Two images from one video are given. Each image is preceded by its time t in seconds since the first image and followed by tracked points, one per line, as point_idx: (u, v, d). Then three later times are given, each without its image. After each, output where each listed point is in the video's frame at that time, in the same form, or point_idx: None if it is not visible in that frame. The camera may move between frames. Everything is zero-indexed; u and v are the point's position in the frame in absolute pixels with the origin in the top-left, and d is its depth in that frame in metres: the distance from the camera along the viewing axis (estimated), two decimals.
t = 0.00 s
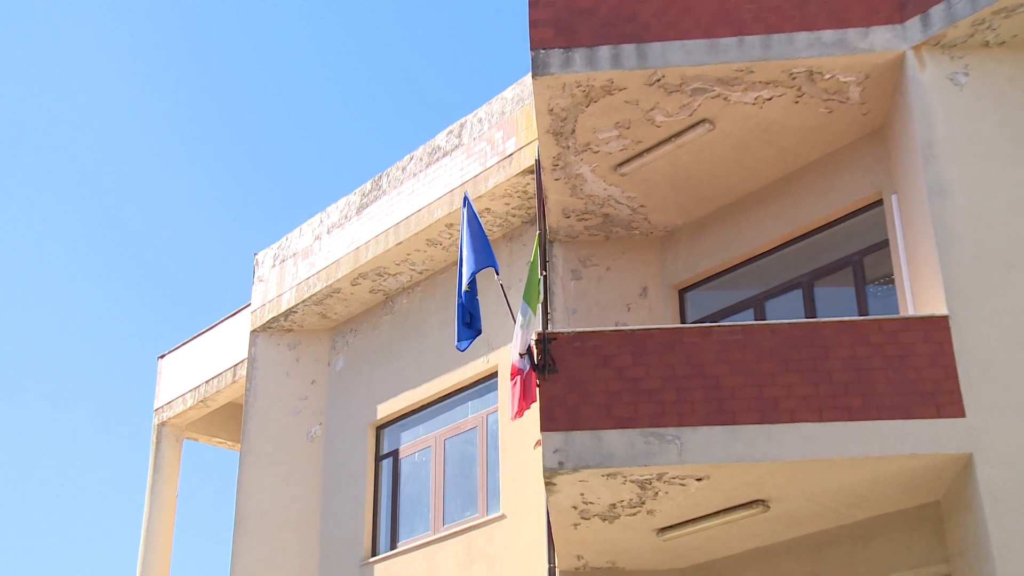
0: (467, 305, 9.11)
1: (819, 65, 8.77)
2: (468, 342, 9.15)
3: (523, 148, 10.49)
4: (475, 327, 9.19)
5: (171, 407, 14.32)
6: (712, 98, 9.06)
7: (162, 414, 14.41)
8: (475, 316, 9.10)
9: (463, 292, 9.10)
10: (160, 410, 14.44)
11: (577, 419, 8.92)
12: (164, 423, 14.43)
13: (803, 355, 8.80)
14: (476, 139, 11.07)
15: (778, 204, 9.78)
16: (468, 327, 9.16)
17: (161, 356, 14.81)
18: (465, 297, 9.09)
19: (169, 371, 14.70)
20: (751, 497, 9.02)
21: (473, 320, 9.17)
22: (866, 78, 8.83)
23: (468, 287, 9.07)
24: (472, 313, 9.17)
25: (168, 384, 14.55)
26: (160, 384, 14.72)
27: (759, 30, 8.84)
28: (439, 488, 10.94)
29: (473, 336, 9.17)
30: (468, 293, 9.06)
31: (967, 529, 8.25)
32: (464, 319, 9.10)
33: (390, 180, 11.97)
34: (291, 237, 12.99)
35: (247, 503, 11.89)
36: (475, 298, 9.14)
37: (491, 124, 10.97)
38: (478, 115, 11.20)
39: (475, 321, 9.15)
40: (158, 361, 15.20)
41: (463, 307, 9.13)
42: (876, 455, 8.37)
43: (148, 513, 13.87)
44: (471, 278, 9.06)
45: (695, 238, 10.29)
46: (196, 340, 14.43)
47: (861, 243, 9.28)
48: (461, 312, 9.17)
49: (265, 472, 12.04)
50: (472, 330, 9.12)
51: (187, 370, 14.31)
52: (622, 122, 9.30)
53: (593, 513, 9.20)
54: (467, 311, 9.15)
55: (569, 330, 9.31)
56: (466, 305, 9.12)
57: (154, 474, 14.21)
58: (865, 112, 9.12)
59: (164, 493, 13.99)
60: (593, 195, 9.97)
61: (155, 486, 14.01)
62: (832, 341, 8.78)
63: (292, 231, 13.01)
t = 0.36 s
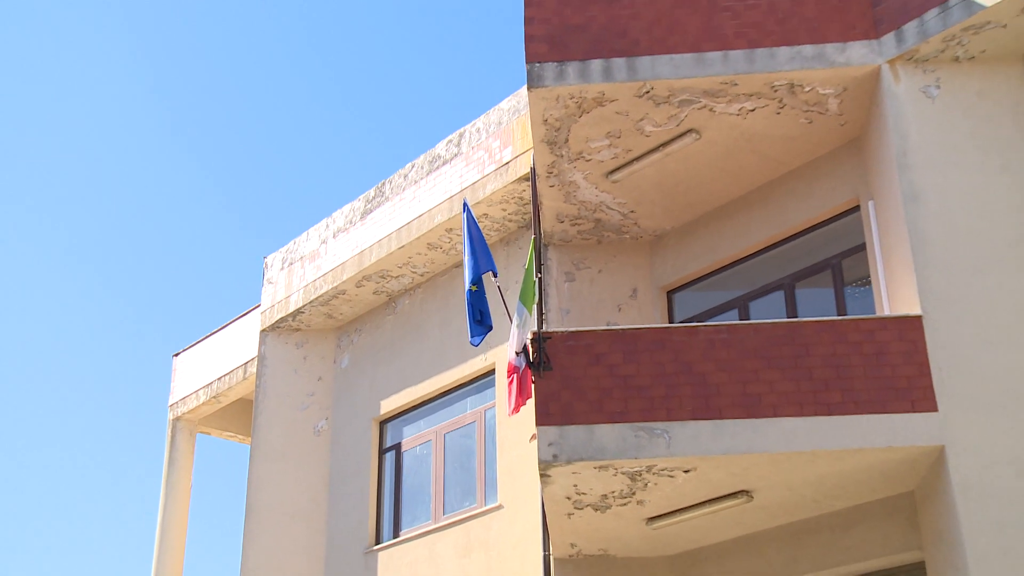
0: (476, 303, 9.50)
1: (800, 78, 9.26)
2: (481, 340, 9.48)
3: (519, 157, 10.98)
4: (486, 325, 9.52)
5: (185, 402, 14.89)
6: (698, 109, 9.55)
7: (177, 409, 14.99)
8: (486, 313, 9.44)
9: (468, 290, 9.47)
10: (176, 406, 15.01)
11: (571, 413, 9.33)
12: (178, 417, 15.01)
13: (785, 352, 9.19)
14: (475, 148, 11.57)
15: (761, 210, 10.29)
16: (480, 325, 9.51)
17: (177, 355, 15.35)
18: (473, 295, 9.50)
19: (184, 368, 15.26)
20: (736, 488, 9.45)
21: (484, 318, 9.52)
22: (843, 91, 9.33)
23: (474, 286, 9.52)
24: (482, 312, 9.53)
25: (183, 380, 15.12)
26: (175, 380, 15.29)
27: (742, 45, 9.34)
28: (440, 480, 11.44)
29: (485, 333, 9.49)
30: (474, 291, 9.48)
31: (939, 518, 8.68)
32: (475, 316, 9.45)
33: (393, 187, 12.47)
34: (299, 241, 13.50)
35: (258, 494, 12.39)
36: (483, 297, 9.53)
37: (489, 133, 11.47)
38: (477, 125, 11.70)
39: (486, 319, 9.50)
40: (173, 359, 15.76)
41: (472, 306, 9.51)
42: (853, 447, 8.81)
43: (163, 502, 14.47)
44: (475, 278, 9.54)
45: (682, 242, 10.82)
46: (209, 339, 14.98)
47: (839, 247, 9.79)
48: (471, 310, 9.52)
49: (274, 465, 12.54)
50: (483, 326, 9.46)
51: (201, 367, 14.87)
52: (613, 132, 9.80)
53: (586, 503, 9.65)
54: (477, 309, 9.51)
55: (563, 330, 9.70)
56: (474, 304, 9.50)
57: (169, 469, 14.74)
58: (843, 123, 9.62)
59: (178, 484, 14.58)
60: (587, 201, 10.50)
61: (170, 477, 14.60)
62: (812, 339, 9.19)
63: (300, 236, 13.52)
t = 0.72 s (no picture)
0: (474, 305, 10.12)
1: (780, 91, 9.78)
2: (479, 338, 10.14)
3: (515, 165, 11.49)
4: (484, 325, 10.16)
5: (197, 399, 15.45)
6: (684, 120, 10.08)
7: (189, 405, 15.55)
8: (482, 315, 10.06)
9: (465, 292, 10.10)
10: (188, 402, 15.58)
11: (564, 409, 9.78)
12: (191, 413, 15.58)
13: (766, 351, 9.69)
14: (472, 156, 12.10)
15: (744, 216, 10.84)
16: (478, 324, 10.14)
17: (189, 353, 15.90)
18: (470, 297, 10.11)
19: (196, 366, 15.81)
20: (720, 479, 9.95)
21: (481, 318, 10.15)
22: (821, 103, 9.87)
23: (471, 288, 10.11)
24: (480, 312, 10.16)
25: (195, 378, 15.67)
26: (187, 377, 15.85)
27: (726, 60, 9.86)
28: (439, 472, 11.97)
29: (484, 332, 10.15)
30: (471, 294, 10.09)
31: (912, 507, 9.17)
32: (472, 317, 10.09)
33: (394, 194, 13.00)
34: (305, 245, 14.04)
35: (267, 486, 12.91)
36: (480, 298, 10.13)
37: (486, 143, 11.99)
38: (474, 135, 12.23)
39: (484, 319, 10.12)
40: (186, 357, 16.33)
41: (470, 307, 10.14)
42: (832, 441, 9.29)
43: (177, 494, 15.05)
44: (472, 280, 10.12)
45: (669, 246, 11.39)
46: (220, 338, 15.53)
47: (817, 250, 10.35)
48: (470, 311, 10.16)
49: (281, 458, 13.02)
50: (480, 327, 10.09)
51: (212, 365, 15.42)
52: (603, 142, 10.34)
53: (578, 494, 10.11)
54: (475, 310, 10.14)
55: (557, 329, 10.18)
56: (472, 305, 10.13)
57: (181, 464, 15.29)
58: (821, 133, 10.16)
59: (191, 476, 15.16)
60: (579, 208, 11.05)
61: (184, 470, 15.18)
62: (793, 339, 9.67)
63: (306, 240, 14.06)
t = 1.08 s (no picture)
0: (464, 308, 10.60)
1: (760, 103, 10.33)
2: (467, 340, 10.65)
3: (508, 173, 12.03)
4: (472, 327, 10.67)
5: (207, 395, 16.02)
6: (669, 131, 10.63)
7: (199, 402, 16.12)
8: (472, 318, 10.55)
9: (456, 296, 10.57)
10: (198, 398, 16.15)
11: (556, 405, 10.27)
12: (201, 409, 16.16)
13: (748, 349, 10.16)
14: (468, 165, 12.64)
15: (725, 221, 11.42)
16: (467, 327, 10.63)
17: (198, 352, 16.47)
18: (461, 301, 10.57)
19: (205, 365, 16.37)
20: (704, 472, 10.44)
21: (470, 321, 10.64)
22: (798, 115, 10.43)
23: (462, 292, 10.59)
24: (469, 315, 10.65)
25: (205, 375, 16.24)
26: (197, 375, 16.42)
27: (708, 74, 10.41)
28: (436, 465, 12.52)
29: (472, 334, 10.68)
30: (463, 297, 10.55)
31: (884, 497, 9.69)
32: (463, 320, 10.55)
33: (394, 201, 13.55)
34: (309, 250, 14.60)
35: (274, 479, 13.49)
36: (470, 302, 10.61)
37: (481, 152, 12.54)
38: (470, 144, 12.78)
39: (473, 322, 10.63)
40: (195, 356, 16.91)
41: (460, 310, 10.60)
42: (809, 435, 9.78)
43: (188, 486, 15.64)
44: (463, 284, 10.60)
45: (655, 250, 11.99)
46: (228, 338, 16.08)
47: (795, 254, 10.91)
48: (459, 314, 10.64)
49: (287, 452, 13.63)
50: (470, 329, 10.58)
51: (220, 363, 15.98)
52: (592, 151, 10.89)
53: (568, 486, 10.62)
54: (465, 313, 10.61)
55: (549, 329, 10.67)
56: (463, 308, 10.59)
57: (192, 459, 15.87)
58: (798, 143, 10.72)
59: (201, 469, 15.75)
60: (569, 213, 11.65)
61: (194, 463, 15.77)
62: (771, 338, 10.15)
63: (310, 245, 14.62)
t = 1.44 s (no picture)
0: (459, 311, 11.27)
1: (744, 114, 10.89)
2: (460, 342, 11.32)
3: (506, 181, 12.61)
4: (466, 331, 11.32)
5: (220, 392, 16.62)
6: (658, 140, 11.20)
7: (213, 398, 16.73)
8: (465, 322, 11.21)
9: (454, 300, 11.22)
10: (212, 394, 16.75)
11: (551, 401, 10.82)
12: (214, 405, 16.77)
13: (733, 348, 10.71)
14: (468, 173, 13.22)
15: (712, 226, 12.02)
16: (461, 329, 11.29)
17: (212, 351, 17.06)
18: (457, 304, 11.22)
19: (218, 363, 16.97)
20: (691, 464, 10.97)
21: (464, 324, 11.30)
22: (780, 126, 11.00)
23: (459, 296, 11.23)
24: (464, 318, 11.30)
25: (219, 372, 16.84)
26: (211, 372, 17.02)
27: (695, 87, 10.98)
28: (438, 459, 13.10)
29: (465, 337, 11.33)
30: (458, 301, 11.20)
31: (862, 487, 10.22)
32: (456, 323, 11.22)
33: (397, 207, 14.13)
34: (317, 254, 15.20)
35: (284, 472, 14.07)
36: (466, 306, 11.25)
37: (480, 161, 13.11)
38: (469, 153, 13.35)
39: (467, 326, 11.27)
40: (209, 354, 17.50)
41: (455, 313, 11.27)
42: (791, 429, 10.30)
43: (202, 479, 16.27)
44: (461, 288, 11.22)
45: (646, 254, 12.61)
46: (241, 336, 16.68)
47: (778, 257, 11.50)
48: (454, 317, 11.30)
49: (295, 446, 14.21)
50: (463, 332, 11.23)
51: (233, 361, 16.58)
52: (586, 159, 11.47)
53: (563, 478, 11.14)
54: (459, 316, 11.29)
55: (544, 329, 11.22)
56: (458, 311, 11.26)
57: (205, 454, 16.48)
58: (781, 152, 11.30)
59: (215, 462, 16.37)
60: (563, 218, 12.24)
61: (208, 456, 16.39)
62: (756, 337, 10.70)
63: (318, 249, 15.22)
